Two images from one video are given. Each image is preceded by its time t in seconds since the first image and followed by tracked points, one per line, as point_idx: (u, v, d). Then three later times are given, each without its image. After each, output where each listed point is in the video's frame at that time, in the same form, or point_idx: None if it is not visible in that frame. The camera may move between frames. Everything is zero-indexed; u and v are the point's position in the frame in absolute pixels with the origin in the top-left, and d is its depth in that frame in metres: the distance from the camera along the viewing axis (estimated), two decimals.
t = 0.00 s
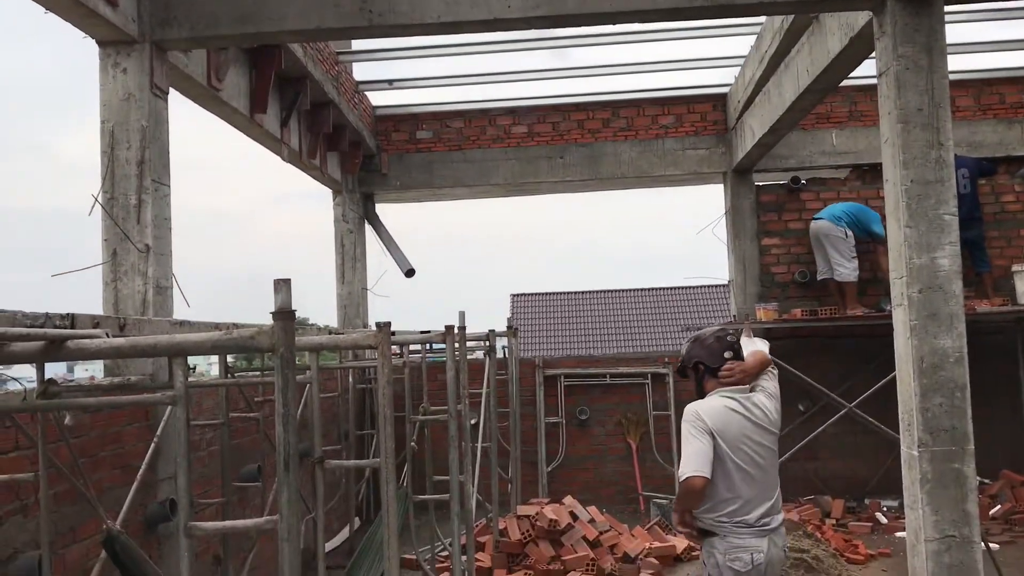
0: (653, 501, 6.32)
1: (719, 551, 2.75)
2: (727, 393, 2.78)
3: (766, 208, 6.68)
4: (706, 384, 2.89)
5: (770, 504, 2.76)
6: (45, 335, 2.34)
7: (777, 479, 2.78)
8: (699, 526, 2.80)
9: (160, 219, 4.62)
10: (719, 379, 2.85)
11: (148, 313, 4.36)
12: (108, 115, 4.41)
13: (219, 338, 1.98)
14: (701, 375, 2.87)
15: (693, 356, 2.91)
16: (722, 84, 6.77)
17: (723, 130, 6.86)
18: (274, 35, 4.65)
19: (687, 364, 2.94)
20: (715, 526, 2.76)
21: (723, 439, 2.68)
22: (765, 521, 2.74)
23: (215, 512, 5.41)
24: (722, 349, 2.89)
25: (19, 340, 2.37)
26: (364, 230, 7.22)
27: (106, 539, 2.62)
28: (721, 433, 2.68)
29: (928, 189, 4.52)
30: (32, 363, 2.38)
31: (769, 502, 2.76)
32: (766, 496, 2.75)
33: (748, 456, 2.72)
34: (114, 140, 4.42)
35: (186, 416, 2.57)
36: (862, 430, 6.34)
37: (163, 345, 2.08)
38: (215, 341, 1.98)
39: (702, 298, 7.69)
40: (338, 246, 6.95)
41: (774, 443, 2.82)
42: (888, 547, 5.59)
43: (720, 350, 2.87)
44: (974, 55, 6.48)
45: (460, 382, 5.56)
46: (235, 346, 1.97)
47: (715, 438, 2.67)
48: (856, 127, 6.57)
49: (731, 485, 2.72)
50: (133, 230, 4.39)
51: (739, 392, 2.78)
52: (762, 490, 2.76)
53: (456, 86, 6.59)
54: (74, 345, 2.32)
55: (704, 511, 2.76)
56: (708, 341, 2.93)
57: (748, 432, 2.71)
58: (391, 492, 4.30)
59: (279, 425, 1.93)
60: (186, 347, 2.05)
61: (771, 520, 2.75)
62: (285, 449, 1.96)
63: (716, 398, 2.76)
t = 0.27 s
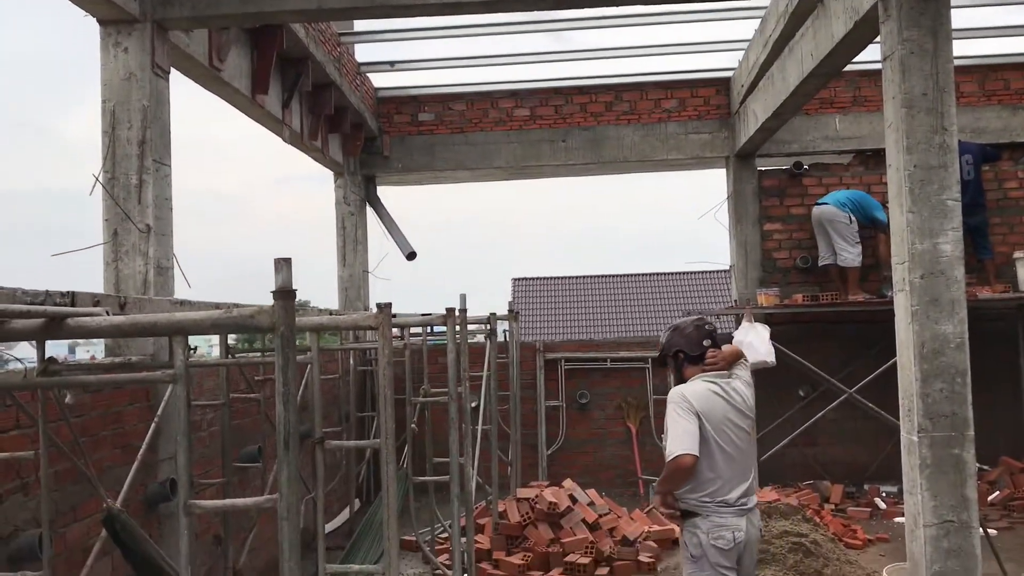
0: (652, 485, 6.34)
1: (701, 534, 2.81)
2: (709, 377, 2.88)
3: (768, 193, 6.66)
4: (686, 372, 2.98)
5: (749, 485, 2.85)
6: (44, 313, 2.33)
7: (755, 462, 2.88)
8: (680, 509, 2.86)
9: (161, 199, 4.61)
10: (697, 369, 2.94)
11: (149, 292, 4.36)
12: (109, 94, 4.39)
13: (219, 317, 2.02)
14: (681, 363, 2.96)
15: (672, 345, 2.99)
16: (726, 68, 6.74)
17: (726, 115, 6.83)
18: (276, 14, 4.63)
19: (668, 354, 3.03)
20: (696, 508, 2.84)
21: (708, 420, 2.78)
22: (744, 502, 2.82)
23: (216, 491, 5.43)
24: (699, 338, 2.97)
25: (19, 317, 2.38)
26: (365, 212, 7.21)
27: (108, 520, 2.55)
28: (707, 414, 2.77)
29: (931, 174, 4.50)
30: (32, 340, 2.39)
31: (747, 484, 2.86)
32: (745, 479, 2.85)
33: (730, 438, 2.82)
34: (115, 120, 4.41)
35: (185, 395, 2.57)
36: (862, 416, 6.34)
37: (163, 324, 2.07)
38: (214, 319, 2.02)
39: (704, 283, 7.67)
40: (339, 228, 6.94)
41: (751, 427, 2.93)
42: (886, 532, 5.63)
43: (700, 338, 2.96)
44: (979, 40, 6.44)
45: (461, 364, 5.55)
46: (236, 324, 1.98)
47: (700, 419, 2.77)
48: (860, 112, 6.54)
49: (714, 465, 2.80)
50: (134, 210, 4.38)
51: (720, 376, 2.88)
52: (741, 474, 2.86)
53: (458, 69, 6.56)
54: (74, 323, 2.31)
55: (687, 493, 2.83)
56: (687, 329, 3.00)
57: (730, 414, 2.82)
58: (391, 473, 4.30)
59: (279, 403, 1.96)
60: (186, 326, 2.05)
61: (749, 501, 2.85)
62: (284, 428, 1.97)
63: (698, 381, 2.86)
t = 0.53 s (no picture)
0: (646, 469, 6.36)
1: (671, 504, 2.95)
2: (684, 354, 3.05)
3: (765, 178, 6.65)
4: (659, 351, 3.15)
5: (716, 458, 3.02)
6: (39, 290, 2.33)
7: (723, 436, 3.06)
8: (652, 482, 3.00)
9: (156, 178, 4.59)
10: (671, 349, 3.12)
11: (144, 272, 4.35)
12: (104, 73, 4.36)
13: (213, 296, 2.01)
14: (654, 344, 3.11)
15: (646, 326, 3.14)
16: (724, 52, 6.72)
17: (724, 100, 6.81)
18: None
19: (642, 333, 3.18)
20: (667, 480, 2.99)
21: (683, 393, 2.94)
22: (713, 473, 2.99)
23: (210, 472, 5.44)
24: (673, 319, 3.15)
25: (12, 295, 2.37)
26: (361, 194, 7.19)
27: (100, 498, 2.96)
28: (681, 387, 2.94)
29: (928, 160, 4.50)
30: (26, 318, 2.38)
31: (716, 458, 3.03)
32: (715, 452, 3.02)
33: (702, 412, 2.99)
34: (110, 99, 4.38)
35: (179, 374, 2.57)
36: (856, 402, 6.36)
37: (159, 303, 2.08)
38: (209, 298, 2.02)
39: (699, 268, 7.67)
40: (335, 210, 6.92)
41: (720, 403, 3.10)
42: (878, 518, 5.67)
43: (673, 319, 3.12)
44: (978, 27, 6.42)
45: (456, 347, 5.54)
46: (231, 304, 1.99)
47: (676, 391, 2.93)
48: (858, 98, 6.53)
49: (685, 438, 2.96)
50: (129, 189, 4.36)
51: (693, 354, 3.06)
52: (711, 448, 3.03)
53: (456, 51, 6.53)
54: (69, 301, 2.32)
55: (659, 465, 2.98)
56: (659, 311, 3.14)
57: (703, 389, 2.99)
58: (385, 454, 4.31)
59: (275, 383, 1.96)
60: (181, 304, 2.05)
61: (717, 473, 3.01)
62: (279, 409, 1.98)
63: (673, 357, 3.04)
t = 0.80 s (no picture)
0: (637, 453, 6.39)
1: (641, 478, 3.16)
2: (660, 336, 3.26)
3: (758, 164, 6.65)
4: (636, 333, 3.36)
5: (689, 438, 3.22)
6: (30, 269, 2.35)
7: (696, 417, 3.25)
8: (627, 459, 3.21)
9: (147, 160, 4.56)
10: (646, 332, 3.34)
11: (135, 254, 4.34)
12: (95, 53, 4.33)
13: (205, 277, 2.04)
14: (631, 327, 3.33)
15: (623, 309, 3.35)
16: (718, 37, 6.70)
17: (718, 85, 6.80)
18: None
19: (620, 317, 3.38)
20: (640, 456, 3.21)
21: (658, 374, 3.15)
22: (685, 453, 3.18)
23: (202, 454, 5.43)
24: (650, 303, 3.33)
25: (4, 275, 2.39)
26: (354, 177, 7.16)
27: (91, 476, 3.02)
28: (656, 368, 3.15)
29: (921, 146, 4.51)
30: (17, 299, 2.39)
31: (689, 437, 3.23)
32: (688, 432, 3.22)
33: (676, 393, 3.20)
34: (100, 79, 4.34)
35: (171, 354, 2.57)
36: (847, 388, 6.39)
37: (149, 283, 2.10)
38: (200, 279, 2.05)
39: (692, 254, 7.68)
40: (327, 193, 6.89)
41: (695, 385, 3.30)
42: (867, 502, 5.71)
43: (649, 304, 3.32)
44: (972, 13, 6.42)
45: (449, 331, 5.54)
46: (222, 284, 2.01)
47: (651, 372, 3.14)
48: (851, 85, 6.53)
49: (660, 416, 3.16)
50: (120, 170, 4.33)
51: (668, 337, 3.26)
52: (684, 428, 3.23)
53: (449, 33, 6.50)
54: (60, 281, 2.33)
55: (633, 441, 3.19)
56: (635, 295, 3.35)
57: (677, 372, 3.20)
58: (377, 436, 4.31)
59: (266, 365, 1.99)
60: (172, 285, 2.07)
61: (689, 452, 3.21)
62: (272, 391, 2.00)
63: (650, 341, 3.26)
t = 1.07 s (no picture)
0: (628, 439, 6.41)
1: (613, 463, 3.30)
2: (627, 325, 3.38)
3: (750, 151, 6.65)
4: (606, 321, 3.46)
5: (661, 422, 3.32)
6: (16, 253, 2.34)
7: (668, 401, 3.36)
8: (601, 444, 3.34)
9: (137, 144, 4.54)
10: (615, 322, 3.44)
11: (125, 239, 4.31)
12: (83, 36, 4.31)
13: (193, 260, 2.13)
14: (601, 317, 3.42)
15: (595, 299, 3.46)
16: (710, 22, 6.68)
17: (710, 71, 6.79)
18: None
19: (591, 306, 3.48)
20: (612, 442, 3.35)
21: (626, 361, 3.27)
22: (656, 436, 3.30)
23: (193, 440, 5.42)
24: (618, 293, 3.43)
25: None
26: (345, 163, 7.13)
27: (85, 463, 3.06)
28: (623, 356, 3.27)
29: (913, 132, 4.52)
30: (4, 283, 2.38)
31: (661, 421, 3.34)
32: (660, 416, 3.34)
33: (645, 378, 3.31)
34: (89, 62, 4.32)
35: (160, 337, 2.60)
36: (838, 374, 6.41)
37: (139, 266, 2.17)
38: (189, 262, 2.12)
39: (684, 241, 7.68)
40: (318, 178, 6.86)
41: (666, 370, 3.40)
42: (857, 488, 5.74)
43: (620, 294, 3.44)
44: None
45: (440, 317, 5.53)
46: (212, 268, 2.08)
47: (619, 359, 3.26)
48: (843, 71, 6.52)
49: (629, 403, 3.28)
50: (110, 154, 4.31)
51: (636, 325, 3.37)
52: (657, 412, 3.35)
53: (441, 18, 6.46)
54: (48, 264, 2.36)
55: (606, 426, 3.33)
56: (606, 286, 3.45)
57: (647, 358, 3.31)
58: (369, 420, 4.30)
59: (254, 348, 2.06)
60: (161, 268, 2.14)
61: (661, 436, 3.32)
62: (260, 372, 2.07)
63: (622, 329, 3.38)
